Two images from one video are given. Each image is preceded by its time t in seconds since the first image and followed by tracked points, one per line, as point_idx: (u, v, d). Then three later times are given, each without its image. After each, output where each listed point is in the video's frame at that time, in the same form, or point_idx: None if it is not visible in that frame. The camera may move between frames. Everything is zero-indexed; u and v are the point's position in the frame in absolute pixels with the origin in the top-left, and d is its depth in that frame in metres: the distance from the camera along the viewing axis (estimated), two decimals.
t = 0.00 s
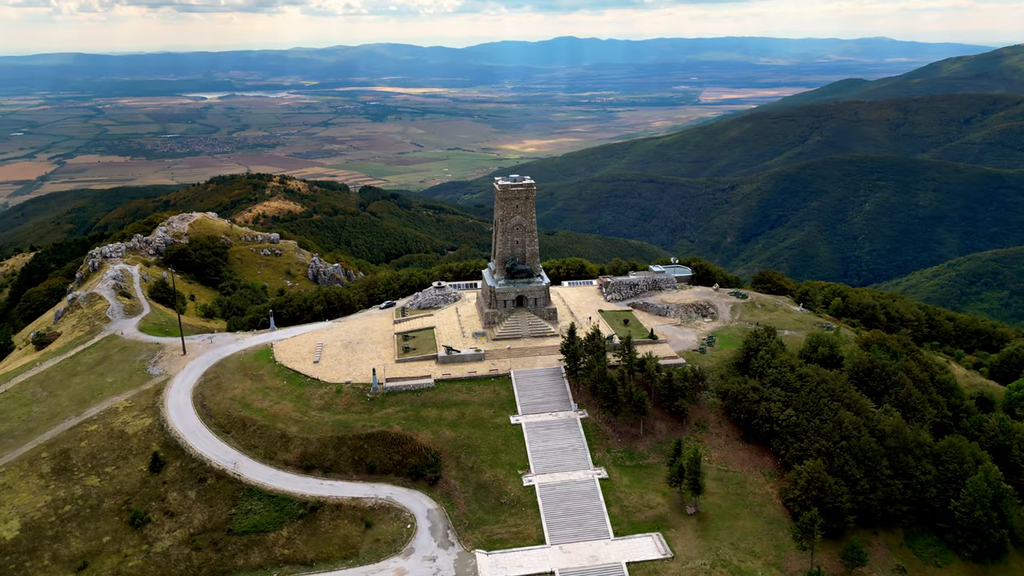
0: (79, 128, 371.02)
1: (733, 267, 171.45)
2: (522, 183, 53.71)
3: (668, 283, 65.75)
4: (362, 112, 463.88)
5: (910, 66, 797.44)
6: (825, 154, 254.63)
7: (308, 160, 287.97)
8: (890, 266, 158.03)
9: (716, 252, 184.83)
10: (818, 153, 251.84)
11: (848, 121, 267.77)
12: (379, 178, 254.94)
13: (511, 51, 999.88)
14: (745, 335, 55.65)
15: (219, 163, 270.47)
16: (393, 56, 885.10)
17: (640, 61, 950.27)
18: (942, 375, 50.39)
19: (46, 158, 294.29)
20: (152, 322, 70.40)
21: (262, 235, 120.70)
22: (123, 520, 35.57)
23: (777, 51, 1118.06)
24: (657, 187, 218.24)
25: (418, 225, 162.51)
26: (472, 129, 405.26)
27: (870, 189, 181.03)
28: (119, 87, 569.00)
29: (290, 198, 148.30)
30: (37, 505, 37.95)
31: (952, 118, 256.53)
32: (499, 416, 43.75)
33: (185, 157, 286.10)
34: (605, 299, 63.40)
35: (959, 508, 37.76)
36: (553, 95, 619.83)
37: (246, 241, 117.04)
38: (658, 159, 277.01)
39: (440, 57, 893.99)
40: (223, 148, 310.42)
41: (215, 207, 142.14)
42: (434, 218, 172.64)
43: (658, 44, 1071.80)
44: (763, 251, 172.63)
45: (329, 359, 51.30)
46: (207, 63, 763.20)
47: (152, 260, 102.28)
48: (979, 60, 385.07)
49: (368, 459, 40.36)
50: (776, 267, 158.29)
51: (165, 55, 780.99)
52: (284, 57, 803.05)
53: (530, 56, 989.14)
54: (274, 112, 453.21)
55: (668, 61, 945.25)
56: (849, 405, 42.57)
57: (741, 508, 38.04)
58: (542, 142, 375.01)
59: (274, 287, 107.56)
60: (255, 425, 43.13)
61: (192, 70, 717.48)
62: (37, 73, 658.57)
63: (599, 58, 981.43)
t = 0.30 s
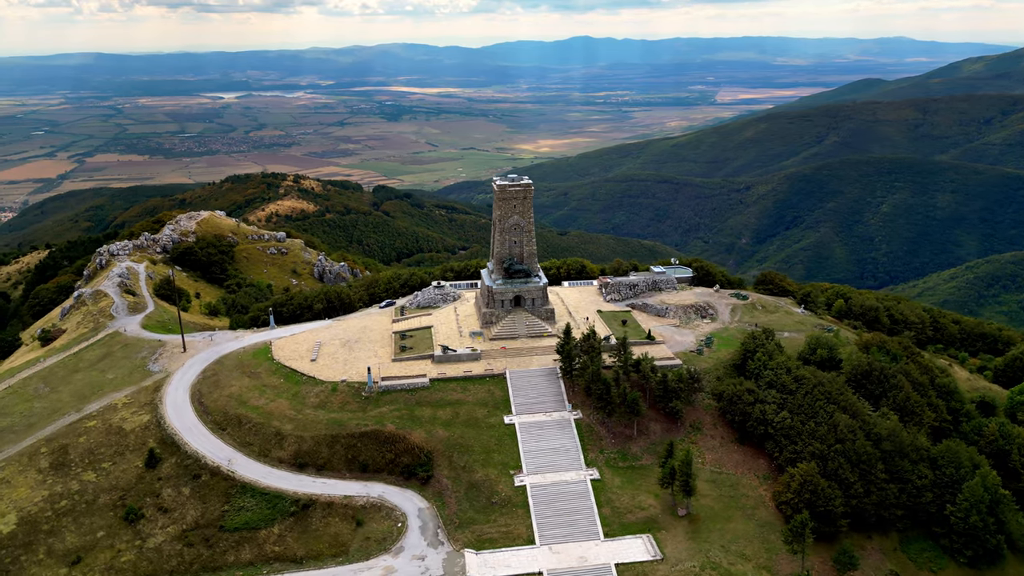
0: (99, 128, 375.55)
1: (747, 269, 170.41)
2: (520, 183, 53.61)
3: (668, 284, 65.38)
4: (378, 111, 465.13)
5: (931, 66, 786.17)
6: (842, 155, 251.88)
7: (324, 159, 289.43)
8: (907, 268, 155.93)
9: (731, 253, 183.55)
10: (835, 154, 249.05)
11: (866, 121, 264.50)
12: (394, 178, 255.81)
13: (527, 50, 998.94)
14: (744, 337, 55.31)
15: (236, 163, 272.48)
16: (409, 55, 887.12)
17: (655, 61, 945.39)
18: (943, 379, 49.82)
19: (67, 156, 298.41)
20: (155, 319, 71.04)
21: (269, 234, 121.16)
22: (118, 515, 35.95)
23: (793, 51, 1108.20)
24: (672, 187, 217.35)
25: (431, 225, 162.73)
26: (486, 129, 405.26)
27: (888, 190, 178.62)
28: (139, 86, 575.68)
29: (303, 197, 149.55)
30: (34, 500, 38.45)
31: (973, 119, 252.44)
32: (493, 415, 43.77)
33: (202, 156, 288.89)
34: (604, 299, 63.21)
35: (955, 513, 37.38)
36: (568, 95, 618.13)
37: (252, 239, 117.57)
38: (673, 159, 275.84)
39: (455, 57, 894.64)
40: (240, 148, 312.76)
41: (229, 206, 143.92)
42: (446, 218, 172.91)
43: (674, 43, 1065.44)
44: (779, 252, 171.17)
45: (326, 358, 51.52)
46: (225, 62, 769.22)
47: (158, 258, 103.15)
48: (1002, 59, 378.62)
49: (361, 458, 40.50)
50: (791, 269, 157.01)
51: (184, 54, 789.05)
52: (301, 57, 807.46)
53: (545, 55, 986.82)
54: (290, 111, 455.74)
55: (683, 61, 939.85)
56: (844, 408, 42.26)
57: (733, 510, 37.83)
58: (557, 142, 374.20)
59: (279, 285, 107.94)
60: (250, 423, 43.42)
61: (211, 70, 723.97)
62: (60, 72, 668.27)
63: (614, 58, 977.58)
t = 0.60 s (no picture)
0: (120, 126, 380.34)
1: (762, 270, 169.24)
2: (518, 182, 53.56)
3: (668, 285, 65.05)
4: (395, 111, 466.56)
5: (953, 65, 773.95)
6: (860, 155, 248.51)
7: (340, 159, 291.08)
8: (925, 270, 153.79)
9: (746, 254, 182.15)
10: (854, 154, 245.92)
11: (886, 120, 260.88)
12: (410, 177, 256.69)
13: (544, 50, 997.73)
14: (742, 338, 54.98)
15: (254, 162, 274.72)
16: (426, 55, 889.29)
17: (672, 61, 940.02)
18: (943, 382, 49.20)
19: (88, 155, 302.37)
20: (159, 316, 71.72)
21: (276, 233, 121.85)
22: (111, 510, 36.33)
23: (812, 50, 1096.75)
24: (687, 187, 216.37)
25: (444, 224, 162.97)
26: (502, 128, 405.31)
27: (907, 191, 176.02)
28: (159, 85, 582.01)
29: (318, 195, 150.80)
30: (32, 494, 38.99)
31: (996, 118, 247.86)
32: (486, 415, 43.82)
33: (220, 155, 291.65)
34: (603, 300, 63.10)
35: (950, 518, 37.02)
36: (585, 95, 616.51)
37: (259, 237, 118.36)
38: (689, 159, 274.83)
39: (471, 57, 895.26)
40: (257, 147, 315.36)
41: (244, 204, 145.77)
42: (460, 218, 173.25)
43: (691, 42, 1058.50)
44: (795, 252, 169.59)
45: (323, 356, 51.80)
46: (244, 61, 775.67)
47: (166, 255, 104.23)
48: None
49: (354, 456, 40.69)
50: (807, 270, 154.71)
51: (203, 54, 796.12)
52: (319, 57, 812.35)
53: (562, 54, 984.97)
54: (308, 111, 458.56)
55: (700, 60, 934.18)
56: (840, 411, 41.88)
57: (724, 513, 37.65)
58: (573, 142, 373.09)
59: (286, 284, 108.56)
60: (246, 420, 43.74)
61: (230, 70, 730.54)
62: (83, 71, 677.66)
63: (630, 58, 973.46)
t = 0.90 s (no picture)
0: (139, 125, 384.17)
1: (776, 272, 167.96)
2: (515, 182, 53.59)
3: (667, 285, 64.85)
4: (410, 111, 467.69)
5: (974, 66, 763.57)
6: (878, 156, 245.60)
7: (354, 158, 292.44)
8: (943, 273, 151.76)
9: (761, 255, 180.69)
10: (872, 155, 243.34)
11: (905, 121, 257.73)
12: (424, 177, 257.35)
13: (559, 49, 996.25)
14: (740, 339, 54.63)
15: (270, 161, 276.55)
16: (442, 55, 891.04)
17: (688, 61, 935.30)
18: (943, 385, 48.65)
19: (107, 153, 305.99)
20: (162, 314, 72.28)
21: (283, 231, 122.32)
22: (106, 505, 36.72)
23: (830, 50, 1086.26)
24: (701, 187, 215.62)
25: (456, 224, 163.07)
26: (516, 129, 405.71)
27: (925, 193, 173.83)
28: (178, 84, 587.82)
29: (330, 194, 151.91)
30: (29, 488, 39.46)
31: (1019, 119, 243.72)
32: (480, 415, 43.88)
33: (237, 154, 294.00)
34: (602, 300, 63.06)
35: (945, 523, 36.65)
36: (600, 95, 615.19)
37: (266, 236, 118.98)
38: (704, 159, 273.95)
39: (487, 57, 896.04)
40: (273, 146, 317.57)
41: (258, 203, 147.58)
42: (472, 218, 173.50)
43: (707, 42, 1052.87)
44: (810, 253, 167.97)
45: (320, 354, 52.07)
46: (261, 61, 781.45)
47: (172, 253, 105.19)
48: None
49: (347, 454, 40.89)
50: (822, 272, 153.20)
51: (221, 53, 803.08)
52: (335, 57, 816.19)
53: (577, 54, 983.38)
54: (324, 111, 461.06)
55: (716, 60, 929.35)
56: (835, 414, 41.57)
57: (715, 515, 37.46)
58: (587, 142, 372.46)
59: (291, 282, 108.74)
60: (241, 417, 44.05)
61: (247, 70, 736.15)
62: (104, 71, 686.53)
63: (646, 58, 970.04)
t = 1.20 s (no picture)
0: (159, 124, 388.44)
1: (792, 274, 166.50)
2: (513, 182, 53.53)
3: (667, 286, 64.63)
4: (427, 110, 468.85)
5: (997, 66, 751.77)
6: (898, 156, 242.36)
7: (371, 157, 293.73)
8: (962, 275, 149.43)
9: (777, 256, 179.09)
10: (891, 155, 240.31)
11: (926, 121, 254.25)
12: (440, 177, 257.95)
13: (576, 49, 994.70)
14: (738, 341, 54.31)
15: (287, 160, 278.42)
16: (459, 55, 892.55)
17: (705, 60, 929.87)
18: (943, 389, 48.03)
19: (128, 152, 309.90)
20: (166, 311, 73.03)
21: (291, 230, 122.96)
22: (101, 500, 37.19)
23: (849, 49, 1075.04)
24: (716, 188, 214.71)
25: (470, 224, 163.16)
26: (532, 128, 405.65)
27: (945, 194, 171.34)
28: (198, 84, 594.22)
29: (344, 194, 153.08)
30: (27, 482, 39.98)
31: None
32: (473, 414, 43.95)
33: (256, 153, 296.30)
34: (601, 300, 62.98)
35: (938, 529, 36.27)
36: (617, 94, 613.83)
37: (274, 235, 119.74)
38: (720, 159, 272.51)
39: (503, 56, 897.25)
40: (291, 145, 319.65)
41: (274, 202, 149.70)
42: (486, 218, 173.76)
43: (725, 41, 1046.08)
44: (827, 255, 166.19)
45: (317, 352, 52.41)
46: (279, 60, 787.92)
47: (179, 251, 106.30)
48: None
49: (340, 452, 41.08)
50: (839, 274, 151.54)
51: (241, 53, 809.80)
52: (353, 57, 819.84)
53: (594, 53, 981.12)
54: (342, 110, 463.55)
55: (734, 60, 924.07)
56: (830, 417, 41.25)
57: (706, 518, 37.29)
58: (603, 142, 371.41)
59: (297, 280, 108.87)
60: (237, 415, 44.39)
61: (266, 69, 742.30)
62: (126, 72, 695.84)
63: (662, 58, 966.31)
